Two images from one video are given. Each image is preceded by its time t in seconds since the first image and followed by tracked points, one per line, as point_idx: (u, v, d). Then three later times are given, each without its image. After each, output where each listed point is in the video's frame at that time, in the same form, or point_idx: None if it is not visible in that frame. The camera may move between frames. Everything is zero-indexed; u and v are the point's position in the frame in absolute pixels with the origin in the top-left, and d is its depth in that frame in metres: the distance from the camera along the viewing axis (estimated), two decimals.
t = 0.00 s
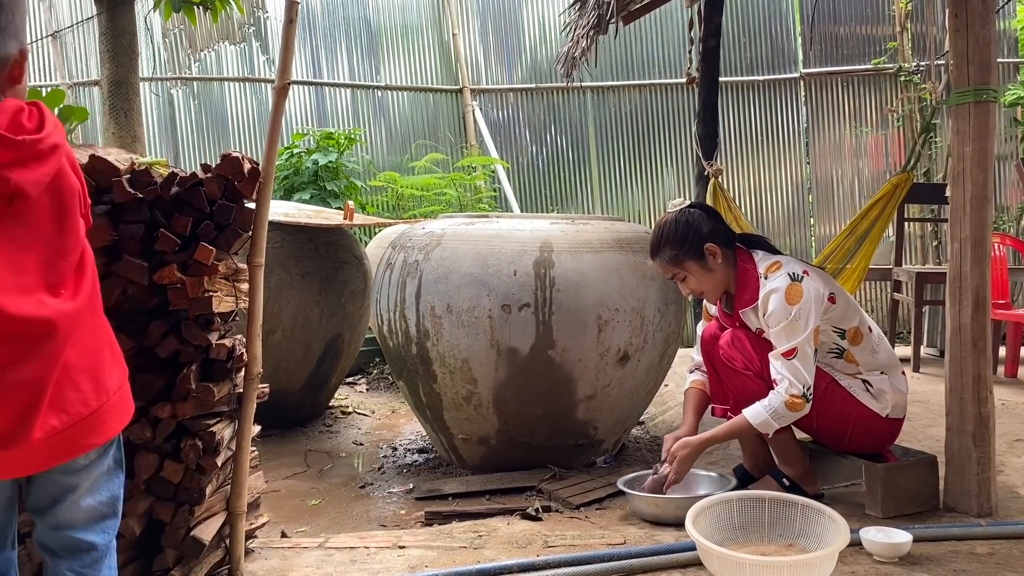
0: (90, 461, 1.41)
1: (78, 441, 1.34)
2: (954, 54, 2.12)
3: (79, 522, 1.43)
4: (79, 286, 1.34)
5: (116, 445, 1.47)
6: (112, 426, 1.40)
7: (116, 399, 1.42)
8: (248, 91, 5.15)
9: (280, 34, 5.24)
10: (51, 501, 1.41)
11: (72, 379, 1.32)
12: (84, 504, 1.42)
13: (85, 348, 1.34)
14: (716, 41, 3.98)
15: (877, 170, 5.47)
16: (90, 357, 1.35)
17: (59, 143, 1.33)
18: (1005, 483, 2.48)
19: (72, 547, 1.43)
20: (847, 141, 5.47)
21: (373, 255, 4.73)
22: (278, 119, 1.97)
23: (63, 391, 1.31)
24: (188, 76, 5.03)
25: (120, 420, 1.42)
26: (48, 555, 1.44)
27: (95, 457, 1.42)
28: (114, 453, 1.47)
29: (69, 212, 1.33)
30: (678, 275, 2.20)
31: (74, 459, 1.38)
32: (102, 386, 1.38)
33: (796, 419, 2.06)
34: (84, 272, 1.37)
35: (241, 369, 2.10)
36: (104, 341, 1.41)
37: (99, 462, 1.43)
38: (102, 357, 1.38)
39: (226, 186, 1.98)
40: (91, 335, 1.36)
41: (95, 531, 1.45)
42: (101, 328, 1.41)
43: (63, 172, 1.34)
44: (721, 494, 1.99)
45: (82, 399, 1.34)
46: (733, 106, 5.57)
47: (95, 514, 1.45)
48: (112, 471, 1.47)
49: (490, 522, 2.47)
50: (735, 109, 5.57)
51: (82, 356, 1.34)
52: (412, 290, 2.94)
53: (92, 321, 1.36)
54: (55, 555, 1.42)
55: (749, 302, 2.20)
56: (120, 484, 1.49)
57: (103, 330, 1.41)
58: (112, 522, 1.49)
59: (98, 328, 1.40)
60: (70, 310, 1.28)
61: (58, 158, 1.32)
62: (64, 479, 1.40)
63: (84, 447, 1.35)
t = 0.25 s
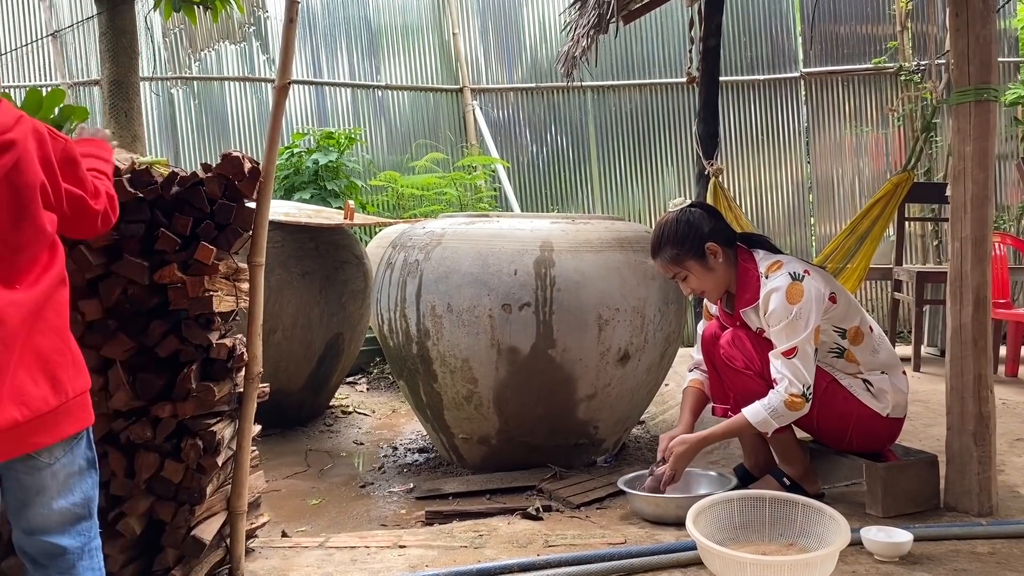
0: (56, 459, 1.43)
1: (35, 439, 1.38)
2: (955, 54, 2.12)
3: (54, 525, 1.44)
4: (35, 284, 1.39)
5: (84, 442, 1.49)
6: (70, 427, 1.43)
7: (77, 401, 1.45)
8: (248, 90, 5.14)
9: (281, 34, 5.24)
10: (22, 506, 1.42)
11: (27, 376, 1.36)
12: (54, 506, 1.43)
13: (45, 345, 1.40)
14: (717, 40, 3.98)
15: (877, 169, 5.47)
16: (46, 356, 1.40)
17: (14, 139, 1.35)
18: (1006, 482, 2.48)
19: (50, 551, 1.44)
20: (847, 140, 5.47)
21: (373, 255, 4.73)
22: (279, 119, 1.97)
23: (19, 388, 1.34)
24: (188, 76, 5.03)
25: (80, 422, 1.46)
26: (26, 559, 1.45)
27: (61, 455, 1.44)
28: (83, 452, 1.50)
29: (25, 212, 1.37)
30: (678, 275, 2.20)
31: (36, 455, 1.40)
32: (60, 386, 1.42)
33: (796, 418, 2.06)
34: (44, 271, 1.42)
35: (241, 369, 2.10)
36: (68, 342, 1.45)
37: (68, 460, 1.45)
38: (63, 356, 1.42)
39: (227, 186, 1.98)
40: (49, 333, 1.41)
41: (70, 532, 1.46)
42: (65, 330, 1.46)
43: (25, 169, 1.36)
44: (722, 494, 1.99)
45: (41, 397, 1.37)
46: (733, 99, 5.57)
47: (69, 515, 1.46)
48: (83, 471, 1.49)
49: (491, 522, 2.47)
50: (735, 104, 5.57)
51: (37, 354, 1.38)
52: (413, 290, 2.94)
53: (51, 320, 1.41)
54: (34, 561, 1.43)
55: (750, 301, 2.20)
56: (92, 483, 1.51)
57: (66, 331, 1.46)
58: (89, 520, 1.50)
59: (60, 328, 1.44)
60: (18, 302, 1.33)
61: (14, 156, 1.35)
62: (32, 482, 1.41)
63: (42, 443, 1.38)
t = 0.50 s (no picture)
0: (46, 455, 1.43)
1: (23, 439, 1.37)
2: (955, 52, 2.12)
3: (47, 520, 1.44)
4: (23, 283, 1.39)
5: (78, 437, 1.49)
6: (63, 428, 1.43)
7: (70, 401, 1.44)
8: (248, 90, 5.15)
9: (280, 33, 5.25)
10: (14, 502, 1.43)
11: (15, 377, 1.36)
12: (47, 501, 1.44)
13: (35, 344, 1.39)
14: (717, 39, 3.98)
15: (877, 168, 5.47)
16: (36, 356, 1.39)
17: None
18: (1006, 481, 2.48)
19: (43, 547, 1.44)
20: (847, 139, 5.47)
21: (374, 254, 4.73)
22: (278, 118, 1.97)
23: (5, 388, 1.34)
24: (188, 75, 5.02)
25: (72, 422, 1.45)
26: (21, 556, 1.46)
27: (51, 450, 1.43)
28: (77, 448, 1.49)
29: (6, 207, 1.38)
30: (678, 274, 2.20)
31: (24, 452, 1.40)
32: (51, 387, 1.41)
33: (799, 418, 2.07)
34: (34, 270, 1.42)
35: (241, 369, 2.10)
36: (60, 341, 1.44)
37: (58, 455, 1.44)
38: (54, 357, 1.42)
39: (227, 184, 1.98)
40: (38, 333, 1.40)
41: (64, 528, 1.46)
42: (58, 329, 1.45)
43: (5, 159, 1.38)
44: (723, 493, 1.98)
45: (30, 398, 1.37)
46: (733, 96, 5.57)
47: (62, 509, 1.46)
48: (76, 466, 1.48)
49: (491, 521, 2.47)
50: (735, 101, 5.57)
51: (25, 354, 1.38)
52: (413, 289, 2.94)
53: (39, 319, 1.40)
54: (29, 556, 1.44)
55: (750, 300, 2.20)
56: (86, 478, 1.51)
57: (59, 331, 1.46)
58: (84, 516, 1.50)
59: (52, 328, 1.43)
60: None
61: None
62: (23, 477, 1.42)
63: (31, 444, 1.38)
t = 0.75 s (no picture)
0: (30, 458, 1.44)
1: None
2: (955, 52, 2.11)
3: (34, 524, 1.46)
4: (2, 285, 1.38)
5: (66, 437, 1.48)
6: (40, 432, 1.42)
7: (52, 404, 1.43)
8: (248, 89, 5.15)
9: (280, 32, 5.25)
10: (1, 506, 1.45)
11: None
12: (32, 506, 1.45)
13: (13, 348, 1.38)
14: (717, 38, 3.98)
15: (877, 167, 5.46)
16: (12, 360, 1.38)
17: None
18: (1006, 480, 2.48)
19: (32, 546, 1.47)
20: (848, 139, 5.47)
21: (373, 253, 4.73)
22: (278, 117, 1.96)
23: None
24: (188, 74, 5.01)
25: (54, 424, 1.44)
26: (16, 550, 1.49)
27: (32, 454, 1.44)
28: (63, 450, 1.48)
29: None
30: (678, 272, 2.20)
31: (6, 456, 1.41)
32: (27, 392, 1.39)
33: (800, 416, 2.07)
34: (13, 271, 1.40)
35: (241, 368, 2.10)
36: (42, 343, 1.43)
37: (40, 460, 1.45)
38: (32, 361, 1.40)
39: (226, 183, 1.98)
40: (16, 337, 1.38)
41: (52, 530, 1.48)
42: (41, 331, 1.43)
43: None
44: (723, 492, 1.98)
45: (3, 404, 1.36)
46: (733, 95, 5.56)
47: (48, 513, 1.47)
48: (63, 469, 1.48)
49: (491, 520, 2.47)
50: (735, 99, 5.57)
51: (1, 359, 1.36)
52: (413, 288, 2.94)
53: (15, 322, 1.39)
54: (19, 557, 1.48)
55: (750, 298, 2.20)
56: (74, 480, 1.51)
57: (43, 333, 1.44)
58: (72, 517, 1.51)
59: (33, 330, 1.42)
60: None
61: None
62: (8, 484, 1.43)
63: (8, 448, 1.38)
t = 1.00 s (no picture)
0: (31, 455, 1.43)
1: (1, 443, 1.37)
2: (955, 50, 2.11)
3: (37, 519, 1.46)
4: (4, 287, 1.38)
5: (64, 435, 1.47)
6: (42, 432, 1.42)
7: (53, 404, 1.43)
8: (248, 87, 5.15)
9: (280, 31, 5.25)
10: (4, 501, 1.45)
11: None
12: (34, 501, 1.44)
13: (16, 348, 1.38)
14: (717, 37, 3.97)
15: (877, 166, 5.46)
16: (12, 363, 1.37)
17: None
18: (1006, 479, 2.47)
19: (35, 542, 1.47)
20: (848, 138, 5.46)
21: (373, 252, 4.73)
22: (278, 116, 1.96)
23: None
24: (188, 74, 5.00)
25: (56, 425, 1.44)
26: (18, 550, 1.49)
27: (33, 452, 1.43)
28: (63, 446, 1.48)
29: None
30: (677, 271, 2.20)
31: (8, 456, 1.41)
32: (31, 395, 1.40)
33: (800, 415, 2.06)
34: (12, 276, 1.40)
35: (240, 367, 2.10)
36: (43, 346, 1.43)
37: (40, 458, 1.44)
38: (34, 364, 1.40)
39: (226, 182, 1.98)
40: (18, 340, 1.38)
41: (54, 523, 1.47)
42: (41, 332, 1.43)
43: None
44: (723, 491, 1.98)
45: (8, 407, 1.36)
46: (733, 94, 5.56)
47: (51, 507, 1.47)
48: (62, 464, 1.47)
49: (491, 519, 2.46)
50: (735, 98, 5.56)
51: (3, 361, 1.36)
52: (413, 287, 2.94)
53: (18, 326, 1.39)
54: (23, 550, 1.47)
55: (750, 297, 2.19)
56: (75, 474, 1.50)
57: (44, 334, 1.44)
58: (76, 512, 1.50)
59: (34, 333, 1.42)
60: None
61: None
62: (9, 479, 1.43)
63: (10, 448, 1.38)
